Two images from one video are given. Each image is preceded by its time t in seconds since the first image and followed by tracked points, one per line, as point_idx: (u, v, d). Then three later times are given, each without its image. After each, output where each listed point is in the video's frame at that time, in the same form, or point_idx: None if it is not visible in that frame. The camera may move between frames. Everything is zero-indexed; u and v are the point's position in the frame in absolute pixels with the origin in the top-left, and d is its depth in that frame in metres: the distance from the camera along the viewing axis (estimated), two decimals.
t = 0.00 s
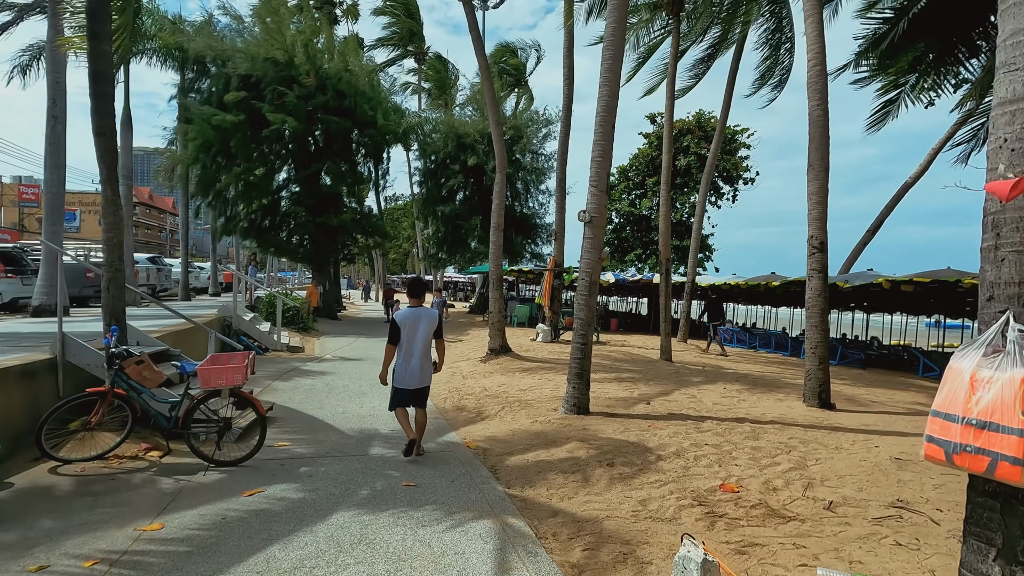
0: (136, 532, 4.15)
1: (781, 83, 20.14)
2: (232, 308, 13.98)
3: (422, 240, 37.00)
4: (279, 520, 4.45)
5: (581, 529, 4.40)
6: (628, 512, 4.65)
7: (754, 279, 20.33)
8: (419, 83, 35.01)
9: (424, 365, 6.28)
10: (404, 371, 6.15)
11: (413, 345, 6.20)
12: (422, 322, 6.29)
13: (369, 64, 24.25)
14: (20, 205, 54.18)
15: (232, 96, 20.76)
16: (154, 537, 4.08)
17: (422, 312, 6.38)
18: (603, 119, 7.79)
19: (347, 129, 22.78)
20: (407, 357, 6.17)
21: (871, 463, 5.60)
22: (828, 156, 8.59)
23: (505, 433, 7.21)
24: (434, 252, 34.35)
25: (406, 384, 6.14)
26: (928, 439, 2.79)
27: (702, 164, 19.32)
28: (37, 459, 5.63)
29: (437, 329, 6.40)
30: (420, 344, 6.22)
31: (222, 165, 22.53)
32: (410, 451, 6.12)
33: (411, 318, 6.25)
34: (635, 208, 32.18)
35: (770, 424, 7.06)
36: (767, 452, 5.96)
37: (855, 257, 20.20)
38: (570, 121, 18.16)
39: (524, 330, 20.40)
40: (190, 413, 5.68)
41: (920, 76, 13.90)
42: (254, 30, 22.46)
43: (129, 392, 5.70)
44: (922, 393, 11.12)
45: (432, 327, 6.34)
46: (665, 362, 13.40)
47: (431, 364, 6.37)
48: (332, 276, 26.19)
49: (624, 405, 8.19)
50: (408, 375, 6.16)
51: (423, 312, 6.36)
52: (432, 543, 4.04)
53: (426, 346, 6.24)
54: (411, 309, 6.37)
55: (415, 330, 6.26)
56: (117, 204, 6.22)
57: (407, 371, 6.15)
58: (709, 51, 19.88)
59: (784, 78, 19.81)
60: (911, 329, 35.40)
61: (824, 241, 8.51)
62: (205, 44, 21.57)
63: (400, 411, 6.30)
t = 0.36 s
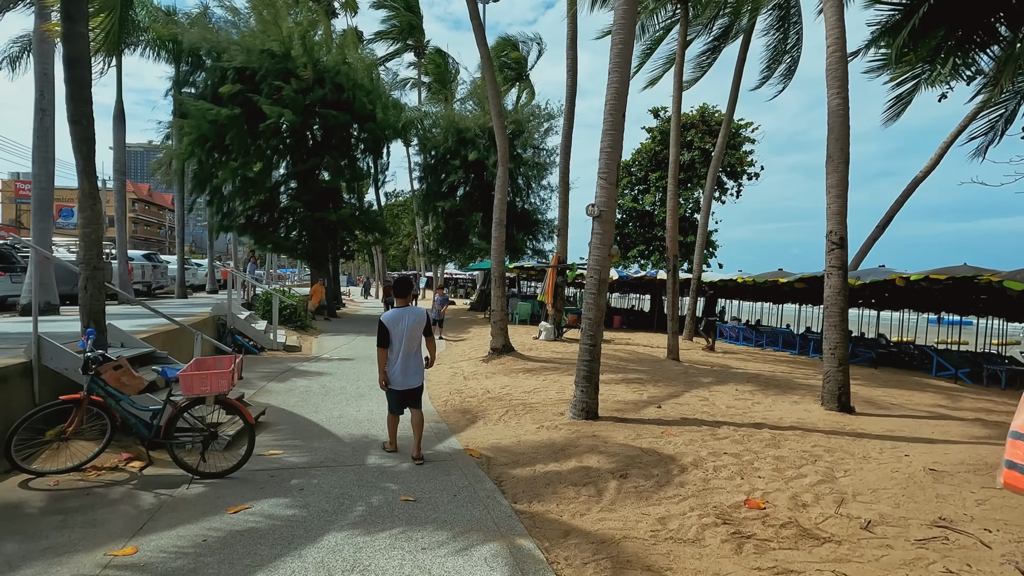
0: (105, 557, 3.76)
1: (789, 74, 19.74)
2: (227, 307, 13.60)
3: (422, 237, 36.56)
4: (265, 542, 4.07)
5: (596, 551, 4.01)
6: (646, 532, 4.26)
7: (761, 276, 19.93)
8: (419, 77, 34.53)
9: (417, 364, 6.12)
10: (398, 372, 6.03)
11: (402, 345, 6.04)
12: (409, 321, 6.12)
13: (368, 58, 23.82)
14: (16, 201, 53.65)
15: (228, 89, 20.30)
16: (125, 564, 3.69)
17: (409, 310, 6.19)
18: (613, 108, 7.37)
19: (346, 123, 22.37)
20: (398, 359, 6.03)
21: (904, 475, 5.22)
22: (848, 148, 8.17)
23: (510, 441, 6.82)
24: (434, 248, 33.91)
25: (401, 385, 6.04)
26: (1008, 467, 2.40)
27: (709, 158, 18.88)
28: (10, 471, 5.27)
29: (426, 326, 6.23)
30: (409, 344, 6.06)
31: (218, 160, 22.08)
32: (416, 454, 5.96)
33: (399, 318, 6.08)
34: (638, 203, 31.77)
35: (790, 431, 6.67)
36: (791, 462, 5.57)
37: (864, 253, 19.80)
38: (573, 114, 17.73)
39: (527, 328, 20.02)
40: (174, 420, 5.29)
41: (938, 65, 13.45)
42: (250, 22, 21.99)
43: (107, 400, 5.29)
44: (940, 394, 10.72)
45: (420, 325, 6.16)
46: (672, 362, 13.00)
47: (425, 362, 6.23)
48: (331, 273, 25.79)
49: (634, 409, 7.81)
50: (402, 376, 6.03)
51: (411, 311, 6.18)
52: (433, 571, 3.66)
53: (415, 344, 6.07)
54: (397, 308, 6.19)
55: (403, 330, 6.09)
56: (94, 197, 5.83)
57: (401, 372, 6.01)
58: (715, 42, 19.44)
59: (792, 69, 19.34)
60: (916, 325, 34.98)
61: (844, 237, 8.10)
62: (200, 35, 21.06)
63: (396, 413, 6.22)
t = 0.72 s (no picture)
0: None
1: (800, 69, 19.35)
2: (222, 309, 13.18)
3: (423, 237, 36.16)
4: (252, 572, 3.66)
5: None
6: (674, 561, 3.84)
7: (769, 276, 19.52)
8: (420, 77, 34.18)
9: (403, 367, 6.07)
10: (381, 374, 6.03)
11: (387, 347, 6.05)
12: (396, 323, 6.11)
13: (368, 56, 23.46)
14: (13, 202, 53.15)
15: (224, 86, 19.89)
16: None
17: (398, 313, 6.21)
18: (626, 99, 6.95)
19: (345, 121, 21.97)
20: (383, 361, 6.03)
21: (949, 493, 4.80)
22: (873, 141, 7.75)
23: (518, 452, 6.41)
24: (435, 249, 33.52)
25: (385, 388, 6.01)
26: None
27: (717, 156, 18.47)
28: None
29: (414, 329, 6.18)
30: (394, 346, 6.05)
31: (216, 159, 21.70)
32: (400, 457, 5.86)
33: (385, 320, 6.11)
34: (641, 203, 31.42)
35: (817, 442, 6.25)
36: (824, 477, 5.16)
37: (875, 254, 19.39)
38: (578, 111, 17.31)
39: (529, 330, 19.62)
40: (156, 433, 4.88)
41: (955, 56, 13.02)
42: (248, 18, 21.58)
43: (83, 412, 4.88)
44: (963, 400, 10.31)
45: (408, 328, 6.13)
46: (681, 366, 12.59)
47: (413, 365, 6.17)
48: (330, 274, 25.39)
49: (648, 418, 7.40)
50: (385, 378, 6.01)
51: (399, 313, 6.19)
52: None
53: (401, 346, 6.04)
54: (385, 311, 6.23)
55: (390, 332, 6.10)
56: (72, 193, 5.43)
57: (384, 374, 6.02)
58: (722, 37, 19.02)
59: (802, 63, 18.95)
60: (921, 325, 34.61)
61: (869, 235, 7.69)
62: (196, 32, 20.64)
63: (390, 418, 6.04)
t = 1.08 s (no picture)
0: None
1: (812, 63, 18.91)
2: (220, 309, 12.84)
3: (427, 237, 35.83)
4: None
5: None
6: None
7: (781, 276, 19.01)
8: (423, 75, 33.83)
9: (400, 371, 5.78)
10: (378, 377, 5.77)
11: (385, 350, 5.76)
12: (395, 325, 5.81)
13: (371, 53, 23.14)
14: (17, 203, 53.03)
15: (225, 82, 19.60)
16: None
17: (398, 314, 5.91)
18: (641, 86, 6.50)
19: (348, 118, 21.61)
20: (379, 364, 5.74)
21: (1001, 513, 4.38)
22: (902, 133, 7.30)
23: (527, 463, 6.00)
24: (439, 249, 33.17)
25: (380, 391, 5.74)
26: None
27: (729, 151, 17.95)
28: None
29: (414, 332, 5.88)
30: (392, 349, 5.76)
31: (217, 157, 21.41)
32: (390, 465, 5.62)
33: (384, 322, 5.81)
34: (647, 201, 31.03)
35: (847, 453, 5.83)
36: (861, 494, 4.74)
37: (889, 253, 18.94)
38: (584, 106, 16.85)
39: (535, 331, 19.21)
40: (135, 444, 4.51)
41: (977, 46, 12.51)
42: (249, 14, 21.28)
43: (57, 422, 4.50)
44: (991, 405, 9.85)
45: (408, 331, 5.83)
46: (693, 369, 12.14)
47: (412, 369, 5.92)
48: (333, 274, 25.06)
49: (664, 425, 6.98)
50: (381, 382, 5.74)
51: (399, 314, 5.90)
52: None
53: (399, 350, 5.75)
54: (387, 311, 5.93)
55: (389, 334, 5.80)
56: (48, 186, 5.07)
57: (380, 378, 5.75)
58: (733, 30, 18.52)
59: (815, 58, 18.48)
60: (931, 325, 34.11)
61: (898, 231, 7.24)
62: (197, 28, 20.34)
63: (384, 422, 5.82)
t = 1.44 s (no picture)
0: None
1: (823, 59, 18.44)
2: (214, 312, 12.42)
3: (429, 237, 35.44)
4: None
5: None
6: None
7: (792, 277, 18.52)
8: (425, 74, 33.46)
9: (394, 373, 5.71)
10: (372, 380, 5.67)
11: (377, 353, 5.69)
12: (386, 327, 5.78)
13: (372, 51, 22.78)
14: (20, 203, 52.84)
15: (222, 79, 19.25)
16: None
17: (388, 315, 5.91)
18: (655, 73, 6.01)
19: (348, 116, 21.23)
20: (372, 367, 5.66)
21: None
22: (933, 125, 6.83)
23: (532, 481, 5.55)
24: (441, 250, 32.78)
25: (375, 395, 5.65)
26: None
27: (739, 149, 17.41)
28: None
29: (405, 332, 5.85)
30: (385, 351, 5.71)
31: (215, 156, 21.07)
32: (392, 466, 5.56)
33: (374, 324, 5.75)
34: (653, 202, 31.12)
35: (880, 471, 5.37)
36: (903, 520, 4.28)
37: (902, 254, 18.47)
38: (590, 103, 16.35)
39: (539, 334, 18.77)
40: (99, 464, 4.09)
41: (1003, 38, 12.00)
42: (247, 11, 20.92)
43: (12, 441, 4.07)
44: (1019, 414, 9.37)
45: (399, 332, 5.81)
46: (703, 375, 11.68)
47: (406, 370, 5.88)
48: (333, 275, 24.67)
49: (679, 438, 6.53)
50: (375, 385, 5.65)
51: (389, 316, 5.88)
52: None
53: (391, 351, 5.71)
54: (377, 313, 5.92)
55: (380, 336, 5.75)
56: (11, 179, 4.67)
57: (374, 380, 5.65)
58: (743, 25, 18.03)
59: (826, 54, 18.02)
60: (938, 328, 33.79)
61: (929, 231, 6.78)
62: (194, 24, 19.99)
63: (369, 422, 5.86)
